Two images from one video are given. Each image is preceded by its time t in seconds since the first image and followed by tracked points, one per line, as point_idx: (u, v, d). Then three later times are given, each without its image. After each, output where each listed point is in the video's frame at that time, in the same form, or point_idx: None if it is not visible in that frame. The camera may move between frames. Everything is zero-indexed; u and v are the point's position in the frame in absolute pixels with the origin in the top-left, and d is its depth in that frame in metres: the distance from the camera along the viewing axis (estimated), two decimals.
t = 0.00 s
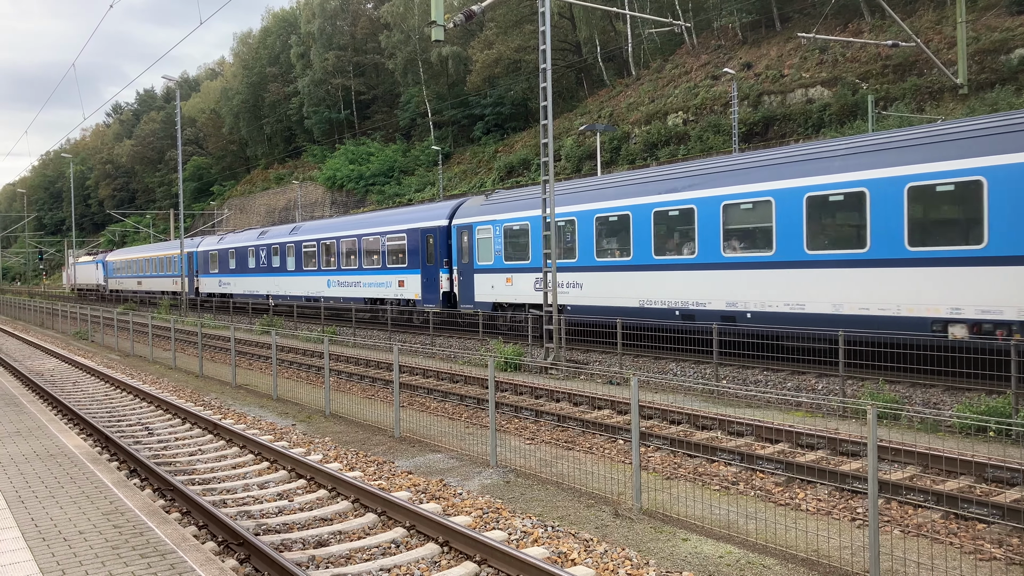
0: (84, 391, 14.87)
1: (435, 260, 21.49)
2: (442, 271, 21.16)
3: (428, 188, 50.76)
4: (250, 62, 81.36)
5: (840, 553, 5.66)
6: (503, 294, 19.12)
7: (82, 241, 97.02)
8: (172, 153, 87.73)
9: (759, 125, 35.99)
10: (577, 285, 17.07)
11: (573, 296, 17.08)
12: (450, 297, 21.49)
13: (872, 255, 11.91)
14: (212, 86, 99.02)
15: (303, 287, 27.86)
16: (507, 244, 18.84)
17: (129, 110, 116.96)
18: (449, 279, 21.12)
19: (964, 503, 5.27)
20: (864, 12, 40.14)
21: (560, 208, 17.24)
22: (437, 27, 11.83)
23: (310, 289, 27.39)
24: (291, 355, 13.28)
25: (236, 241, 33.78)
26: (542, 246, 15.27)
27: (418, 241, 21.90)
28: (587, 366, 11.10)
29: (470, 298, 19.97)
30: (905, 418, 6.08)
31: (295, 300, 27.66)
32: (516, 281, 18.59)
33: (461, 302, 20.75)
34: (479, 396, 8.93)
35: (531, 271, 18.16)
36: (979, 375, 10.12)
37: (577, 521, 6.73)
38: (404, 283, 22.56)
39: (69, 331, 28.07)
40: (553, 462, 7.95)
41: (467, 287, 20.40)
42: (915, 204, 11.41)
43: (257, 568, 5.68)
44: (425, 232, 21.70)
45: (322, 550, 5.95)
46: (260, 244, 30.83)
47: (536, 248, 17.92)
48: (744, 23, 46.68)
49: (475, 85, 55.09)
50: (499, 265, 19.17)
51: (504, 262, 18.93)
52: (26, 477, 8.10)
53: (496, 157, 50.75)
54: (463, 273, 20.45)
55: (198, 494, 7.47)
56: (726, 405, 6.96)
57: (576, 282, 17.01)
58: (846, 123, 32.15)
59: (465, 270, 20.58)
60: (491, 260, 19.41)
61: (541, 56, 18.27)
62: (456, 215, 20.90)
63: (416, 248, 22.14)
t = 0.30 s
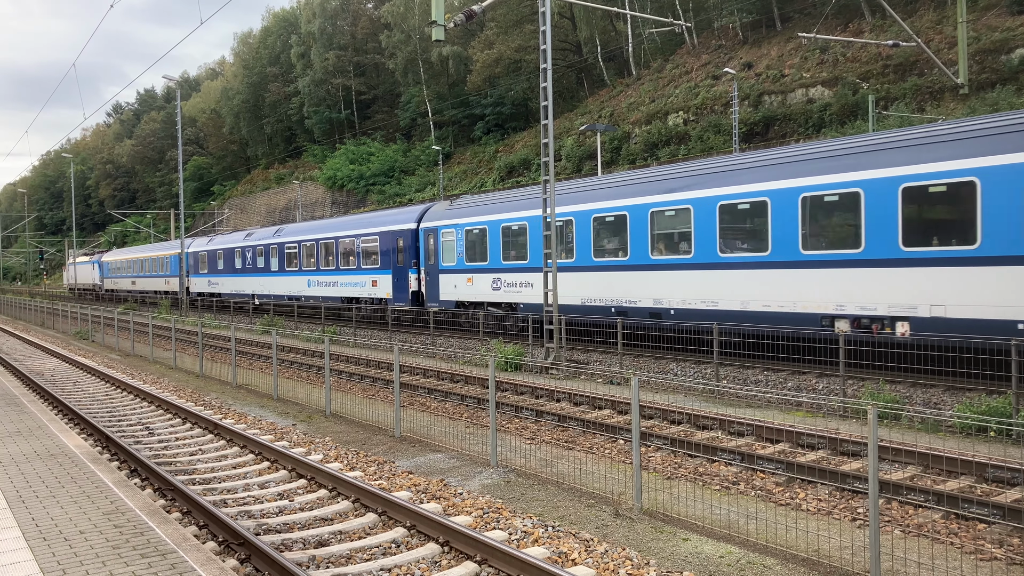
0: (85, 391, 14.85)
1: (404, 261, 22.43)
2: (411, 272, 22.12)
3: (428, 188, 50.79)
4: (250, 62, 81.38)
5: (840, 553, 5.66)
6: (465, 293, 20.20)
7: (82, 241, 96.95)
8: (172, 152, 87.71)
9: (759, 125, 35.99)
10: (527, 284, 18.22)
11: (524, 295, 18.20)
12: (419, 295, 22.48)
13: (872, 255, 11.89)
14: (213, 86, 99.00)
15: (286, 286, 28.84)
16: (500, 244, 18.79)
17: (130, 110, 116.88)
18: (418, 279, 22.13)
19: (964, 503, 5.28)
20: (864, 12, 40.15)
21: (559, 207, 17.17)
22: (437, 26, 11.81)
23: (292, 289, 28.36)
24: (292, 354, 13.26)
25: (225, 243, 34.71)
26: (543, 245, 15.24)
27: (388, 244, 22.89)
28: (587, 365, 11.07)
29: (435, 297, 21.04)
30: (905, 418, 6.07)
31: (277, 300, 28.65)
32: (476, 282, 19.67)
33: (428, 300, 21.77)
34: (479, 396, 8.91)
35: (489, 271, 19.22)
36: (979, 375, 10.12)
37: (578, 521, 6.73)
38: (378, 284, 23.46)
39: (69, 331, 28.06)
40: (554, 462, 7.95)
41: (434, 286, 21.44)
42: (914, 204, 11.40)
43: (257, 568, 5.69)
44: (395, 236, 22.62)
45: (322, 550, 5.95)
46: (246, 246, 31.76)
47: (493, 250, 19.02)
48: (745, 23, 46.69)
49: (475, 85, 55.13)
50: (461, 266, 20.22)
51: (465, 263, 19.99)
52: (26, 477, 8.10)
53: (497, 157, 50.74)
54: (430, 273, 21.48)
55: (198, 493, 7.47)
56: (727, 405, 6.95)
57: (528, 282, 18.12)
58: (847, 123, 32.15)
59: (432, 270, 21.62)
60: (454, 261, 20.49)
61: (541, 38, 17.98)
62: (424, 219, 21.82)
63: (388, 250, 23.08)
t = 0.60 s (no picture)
0: (84, 391, 14.83)
1: (375, 262, 23.58)
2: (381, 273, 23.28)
3: (428, 188, 50.80)
4: (250, 62, 81.36)
5: (841, 553, 5.66)
6: (429, 292, 21.32)
7: (82, 241, 96.77)
8: (172, 153, 87.64)
9: (759, 125, 35.99)
10: (482, 285, 19.40)
11: (481, 294, 19.36)
12: (390, 295, 23.56)
13: (870, 256, 11.91)
14: (212, 86, 98.95)
15: (269, 286, 30.04)
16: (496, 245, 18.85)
17: (130, 110, 116.69)
18: (388, 279, 23.25)
19: (964, 504, 5.27)
20: (864, 13, 40.16)
21: (560, 207, 17.17)
22: (437, 26, 11.81)
23: (275, 288, 29.55)
24: (291, 354, 13.24)
25: (213, 244, 35.77)
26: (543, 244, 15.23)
27: (362, 245, 24.05)
28: (588, 366, 11.03)
29: (402, 297, 22.06)
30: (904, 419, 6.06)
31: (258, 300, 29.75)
32: (439, 282, 20.80)
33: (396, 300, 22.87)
34: (479, 396, 8.91)
35: (450, 272, 20.43)
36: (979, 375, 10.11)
37: (577, 521, 6.73)
38: (353, 283, 24.64)
39: (69, 331, 28.03)
40: (553, 462, 7.94)
41: (402, 287, 22.50)
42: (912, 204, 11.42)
43: (257, 568, 5.68)
44: (366, 238, 23.79)
45: (322, 549, 5.95)
46: (232, 247, 32.93)
47: (454, 253, 20.21)
48: (744, 23, 46.70)
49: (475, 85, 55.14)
50: (426, 267, 21.36)
51: (430, 265, 21.16)
52: (26, 476, 8.10)
53: (497, 157, 50.75)
54: (399, 274, 22.60)
55: (198, 493, 7.47)
56: (727, 406, 6.94)
57: (484, 282, 19.27)
58: (846, 123, 32.15)
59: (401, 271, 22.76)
60: (421, 262, 21.61)
61: (541, 31, 17.84)
62: (394, 222, 22.99)
63: (361, 251, 24.21)
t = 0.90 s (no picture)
0: (84, 391, 14.84)
1: (349, 263, 24.87)
2: (354, 273, 24.52)
3: (427, 188, 50.81)
4: (250, 61, 81.28)
5: (839, 554, 5.66)
6: (396, 292, 22.57)
7: (82, 241, 96.67)
8: (171, 153, 87.57)
9: (758, 125, 36.00)
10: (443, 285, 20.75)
11: (443, 293, 20.63)
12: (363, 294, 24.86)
13: (873, 256, 11.91)
14: (212, 86, 98.90)
15: (252, 286, 31.37)
16: (494, 245, 18.91)
17: (129, 110, 116.50)
18: (361, 279, 24.45)
19: (963, 503, 5.26)
20: (864, 13, 40.15)
21: (561, 207, 17.20)
22: (437, 26, 11.81)
23: (258, 288, 30.88)
24: (290, 355, 13.25)
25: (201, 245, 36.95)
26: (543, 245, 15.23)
27: (336, 248, 25.38)
28: (589, 366, 11.05)
29: (373, 295, 23.28)
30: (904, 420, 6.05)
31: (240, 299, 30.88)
32: (405, 283, 22.09)
33: (367, 298, 24.13)
34: (479, 397, 8.89)
35: (415, 273, 21.75)
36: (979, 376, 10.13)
37: (576, 521, 6.73)
38: (329, 284, 25.87)
39: (68, 331, 28.02)
40: (552, 462, 7.94)
41: (373, 286, 23.73)
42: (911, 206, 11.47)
43: (256, 568, 5.68)
44: (340, 240, 25.05)
45: (321, 550, 5.95)
46: (219, 248, 34.19)
47: (419, 255, 21.53)
48: (744, 23, 46.69)
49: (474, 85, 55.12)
50: (395, 268, 22.68)
51: (398, 265, 22.46)
52: (25, 477, 8.09)
53: (496, 157, 50.76)
54: (369, 274, 23.91)
55: (197, 494, 7.47)
56: (726, 406, 6.92)
57: (445, 282, 20.56)
58: (846, 123, 32.17)
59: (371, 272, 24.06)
60: (390, 264, 22.88)
61: (541, 63, 17.74)
62: (365, 226, 24.24)
63: (335, 253, 25.52)
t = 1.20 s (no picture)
0: (84, 391, 14.85)
1: (326, 263, 26.22)
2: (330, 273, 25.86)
3: (427, 188, 50.82)
4: (250, 61, 81.24)
5: (840, 553, 5.65)
6: (368, 291, 23.94)
7: (82, 241, 96.55)
8: (171, 153, 87.55)
9: (758, 125, 35.99)
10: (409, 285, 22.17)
11: (410, 292, 22.00)
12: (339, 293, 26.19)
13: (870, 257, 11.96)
14: (212, 86, 98.84)
15: (237, 286, 32.75)
16: (455, 247, 20.25)
17: (129, 110, 116.34)
18: (337, 280, 25.79)
19: (963, 503, 5.26)
20: (864, 13, 40.12)
21: (559, 207, 17.19)
22: (437, 26, 11.80)
23: (242, 288, 32.25)
24: (291, 355, 13.26)
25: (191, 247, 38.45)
26: (543, 244, 15.21)
27: (314, 249, 26.75)
28: (589, 365, 11.03)
29: (348, 294, 24.61)
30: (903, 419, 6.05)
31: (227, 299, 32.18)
32: (377, 283, 23.45)
33: (342, 297, 25.46)
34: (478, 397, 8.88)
35: (385, 274, 23.12)
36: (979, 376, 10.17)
37: (576, 521, 6.73)
38: (308, 283, 27.21)
39: (68, 331, 28.03)
40: (552, 462, 7.95)
41: (349, 285, 25.07)
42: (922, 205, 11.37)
43: (256, 568, 5.68)
44: (318, 242, 26.43)
45: (322, 549, 5.95)
46: (207, 250, 35.61)
47: (388, 257, 22.91)
48: (744, 23, 46.68)
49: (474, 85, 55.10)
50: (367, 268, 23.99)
51: (370, 266, 23.78)
52: (26, 477, 8.09)
53: (496, 157, 50.75)
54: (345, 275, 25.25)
55: (197, 494, 7.47)
56: (726, 406, 6.90)
57: (412, 283, 21.93)
58: (846, 123, 32.18)
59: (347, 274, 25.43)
60: (363, 264, 24.18)
61: (540, 63, 17.73)
62: (341, 228, 25.63)
63: (314, 254, 26.90)
